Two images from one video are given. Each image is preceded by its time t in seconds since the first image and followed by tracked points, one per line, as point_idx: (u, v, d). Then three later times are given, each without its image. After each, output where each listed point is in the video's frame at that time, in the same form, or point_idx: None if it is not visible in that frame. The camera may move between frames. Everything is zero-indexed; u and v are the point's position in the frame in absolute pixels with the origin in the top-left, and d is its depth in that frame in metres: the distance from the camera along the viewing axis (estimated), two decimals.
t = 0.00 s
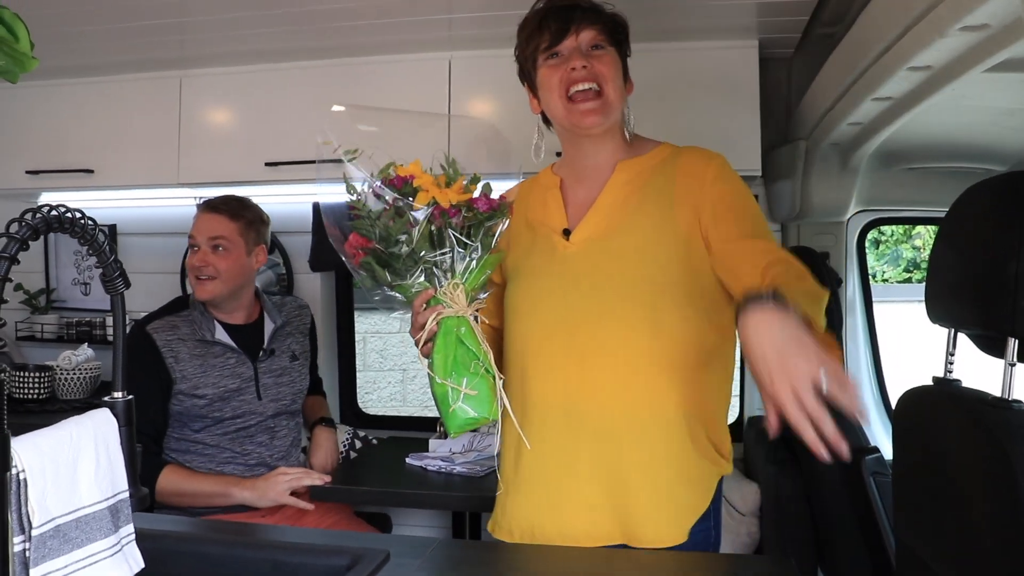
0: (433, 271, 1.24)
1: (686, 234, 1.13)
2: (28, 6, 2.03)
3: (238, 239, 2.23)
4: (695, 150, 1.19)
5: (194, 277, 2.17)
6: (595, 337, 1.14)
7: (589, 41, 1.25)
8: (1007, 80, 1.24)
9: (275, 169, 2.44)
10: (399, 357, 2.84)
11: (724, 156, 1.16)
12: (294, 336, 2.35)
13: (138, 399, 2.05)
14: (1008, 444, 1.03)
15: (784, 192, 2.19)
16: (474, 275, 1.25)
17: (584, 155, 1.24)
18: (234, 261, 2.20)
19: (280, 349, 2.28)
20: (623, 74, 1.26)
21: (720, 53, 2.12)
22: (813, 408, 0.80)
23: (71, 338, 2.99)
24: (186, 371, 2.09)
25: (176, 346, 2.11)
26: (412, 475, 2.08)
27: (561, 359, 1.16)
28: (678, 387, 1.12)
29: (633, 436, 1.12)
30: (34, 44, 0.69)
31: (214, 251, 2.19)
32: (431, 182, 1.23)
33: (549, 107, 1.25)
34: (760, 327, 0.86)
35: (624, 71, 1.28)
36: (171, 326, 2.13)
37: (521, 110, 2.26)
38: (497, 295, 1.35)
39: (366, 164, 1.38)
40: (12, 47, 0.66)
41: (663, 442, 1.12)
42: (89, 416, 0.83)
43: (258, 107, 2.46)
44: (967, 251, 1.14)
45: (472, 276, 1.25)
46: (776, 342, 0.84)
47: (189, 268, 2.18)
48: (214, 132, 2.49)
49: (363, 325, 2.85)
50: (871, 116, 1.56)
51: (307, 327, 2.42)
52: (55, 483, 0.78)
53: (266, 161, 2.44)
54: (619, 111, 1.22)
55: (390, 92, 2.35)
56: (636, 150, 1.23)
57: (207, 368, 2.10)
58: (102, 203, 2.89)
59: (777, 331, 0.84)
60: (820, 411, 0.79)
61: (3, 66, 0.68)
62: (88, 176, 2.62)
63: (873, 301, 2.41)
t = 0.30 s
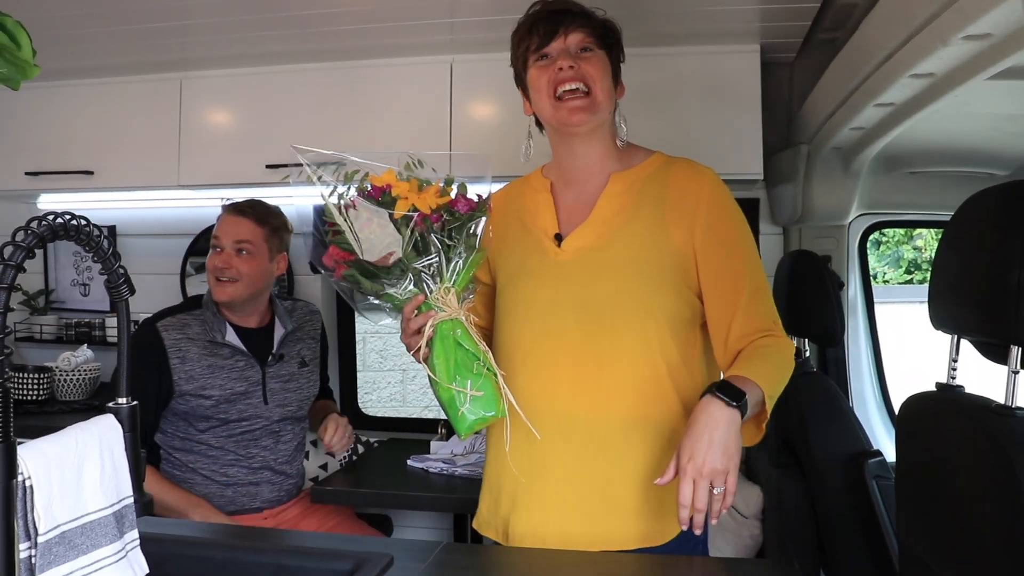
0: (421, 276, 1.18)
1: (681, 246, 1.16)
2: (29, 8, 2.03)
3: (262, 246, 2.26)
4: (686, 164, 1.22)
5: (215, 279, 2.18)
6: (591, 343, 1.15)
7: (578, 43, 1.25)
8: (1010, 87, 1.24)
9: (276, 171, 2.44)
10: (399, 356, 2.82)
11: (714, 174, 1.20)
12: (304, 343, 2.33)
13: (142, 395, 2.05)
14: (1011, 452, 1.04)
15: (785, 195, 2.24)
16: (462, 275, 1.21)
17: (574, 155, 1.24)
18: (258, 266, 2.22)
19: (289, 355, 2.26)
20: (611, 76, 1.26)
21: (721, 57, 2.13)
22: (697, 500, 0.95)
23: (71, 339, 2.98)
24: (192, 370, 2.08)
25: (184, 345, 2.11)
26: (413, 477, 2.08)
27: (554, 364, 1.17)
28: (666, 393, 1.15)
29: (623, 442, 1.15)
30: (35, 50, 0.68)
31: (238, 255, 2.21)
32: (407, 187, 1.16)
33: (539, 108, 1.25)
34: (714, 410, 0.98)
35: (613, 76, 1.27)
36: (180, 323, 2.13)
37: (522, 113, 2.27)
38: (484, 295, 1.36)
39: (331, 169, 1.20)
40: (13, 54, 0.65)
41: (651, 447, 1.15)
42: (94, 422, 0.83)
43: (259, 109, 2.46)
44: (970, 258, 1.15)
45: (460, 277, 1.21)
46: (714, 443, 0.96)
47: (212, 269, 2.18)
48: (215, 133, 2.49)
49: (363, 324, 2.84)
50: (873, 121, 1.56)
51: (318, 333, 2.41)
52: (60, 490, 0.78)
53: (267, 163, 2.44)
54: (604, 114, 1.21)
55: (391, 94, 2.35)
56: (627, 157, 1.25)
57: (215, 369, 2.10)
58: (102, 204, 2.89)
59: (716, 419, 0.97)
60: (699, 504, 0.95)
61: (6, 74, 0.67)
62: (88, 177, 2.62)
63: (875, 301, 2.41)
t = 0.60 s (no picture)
0: (424, 285, 1.19)
1: (676, 251, 1.17)
2: (34, 14, 2.04)
3: (270, 248, 2.26)
4: (679, 171, 1.23)
5: (225, 281, 2.20)
6: (587, 348, 1.16)
7: (576, 55, 1.26)
8: (1008, 89, 1.24)
9: (279, 176, 2.46)
10: (402, 360, 2.83)
11: (708, 180, 1.21)
12: (317, 354, 2.33)
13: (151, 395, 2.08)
14: (1004, 454, 1.05)
15: (785, 198, 2.25)
16: (463, 282, 1.21)
17: (570, 164, 1.25)
18: (266, 269, 2.22)
19: (300, 363, 2.26)
20: (608, 88, 1.27)
21: (722, 60, 2.14)
22: (716, 492, 0.94)
23: (76, 344, 3.00)
24: (201, 372, 2.11)
25: (195, 345, 2.13)
26: (416, 480, 2.09)
27: (551, 369, 1.18)
28: (663, 397, 1.16)
29: (620, 445, 1.15)
30: (41, 59, 0.69)
31: (245, 256, 2.22)
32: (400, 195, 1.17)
33: (538, 118, 1.26)
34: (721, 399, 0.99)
35: (611, 85, 1.29)
36: (192, 323, 2.17)
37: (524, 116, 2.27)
38: (483, 302, 1.37)
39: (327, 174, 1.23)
40: (21, 62, 0.66)
41: (647, 450, 1.16)
42: (97, 428, 0.84)
43: (262, 114, 2.47)
44: (967, 263, 1.15)
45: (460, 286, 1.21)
46: (727, 434, 0.97)
47: (221, 269, 2.20)
48: (218, 138, 2.50)
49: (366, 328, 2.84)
50: (872, 124, 1.56)
51: (332, 345, 2.40)
52: (64, 494, 0.79)
53: (270, 168, 2.46)
54: (603, 127, 1.23)
55: (393, 99, 2.36)
56: (623, 165, 1.26)
57: (223, 372, 2.12)
58: (107, 208, 2.90)
59: (732, 419, 0.98)
60: (719, 496, 0.94)
61: (15, 81, 0.68)
62: (93, 182, 2.63)
63: (876, 303, 2.42)
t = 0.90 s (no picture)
0: (427, 288, 1.20)
1: (673, 259, 1.18)
2: (38, 20, 2.06)
3: (237, 254, 2.22)
4: (678, 180, 1.24)
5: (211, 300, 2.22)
6: (586, 352, 1.16)
7: (577, 61, 1.27)
8: (1004, 97, 1.25)
9: (282, 181, 2.47)
10: (405, 364, 2.83)
11: (705, 189, 1.23)
12: (320, 355, 2.31)
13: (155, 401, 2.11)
14: (1001, 459, 1.06)
15: (785, 203, 2.26)
16: (466, 287, 1.23)
17: (569, 170, 1.26)
18: (241, 276, 2.20)
19: (302, 364, 2.25)
20: (609, 95, 1.29)
21: (722, 65, 2.15)
22: (694, 503, 0.96)
23: (79, 348, 3.01)
24: (202, 377, 2.13)
25: (194, 353, 2.16)
26: (417, 485, 2.10)
27: (550, 373, 1.19)
28: (661, 403, 1.16)
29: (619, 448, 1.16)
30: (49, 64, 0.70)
31: (214, 271, 2.21)
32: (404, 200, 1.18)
33: (538, 124, 1.27)
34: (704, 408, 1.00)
35: (611, 92, 1.30)
36: (189, 333, 2.19)
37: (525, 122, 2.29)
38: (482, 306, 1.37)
39: (333, 178, 1.23)
40: (29, 68, 0.67)
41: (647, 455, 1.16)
42: (102, 432, 0.85)
43: (264, 119, 2.48)
44: (964, 269, 1.16)
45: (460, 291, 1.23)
46: (706, 446, 0.98)
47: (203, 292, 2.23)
48: (222, 143, 2.52)
49: (369, 332, 2.84)
50: (871, 129, 1.57)
51: (335, 346, 2.39)
52: (70, 497, 0.80)
53: (273, 173, 2.47)
54: (604, 133, 1.24)
55: (395, 104, 2.38)
56: (621, 173, 1.27)
57: (222, 377, 2.13)
58: (110, 213, 2.92)
59: (713, 431, 0.99)
60: (697, 506, 0.95)
61: (23, 87, 0.70)
62: (96, 187, 2.65)
63: (876, 307, 2.42)
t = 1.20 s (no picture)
0: (437, 301, 1.20)
1: (672, 265, 1.18)
2: (42, 28, 2.07)
3: (215, 274, 2.16)
4: (677, 186, 1.25)
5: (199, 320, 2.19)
6: (586, 358, 1.17)
7: (574, 74, 1.26)
8: (1005, 102, 1.26)
9: (285, 187, 2.48)
10: (407, 371, 2.84)
11: (704, 195, 1.23)
12: (314, 356, 2.31)
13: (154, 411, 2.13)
14: (1001, 462, 1.07)
15: (787, 208, 2.26)
16: (474, 299, 1.23)
17: (568, 178, 1.27)
18: (223, 297, 2.14)
19: (296, 368, 2.24)
20: (607, 105, 1.29)
21: (724, 71, 2.15)
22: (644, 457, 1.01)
23: (82, 354, 3.01)
24: (198, 386, 2.14)
25: (187, 364, 2.17)
26: (420, 490, 2.10)
27: (551, 379, 1.19)
28: (663, 409, 1.17)
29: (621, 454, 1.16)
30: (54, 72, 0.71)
31: (196, 295, 2.15)
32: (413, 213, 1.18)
33: (537, 137, 1.28)
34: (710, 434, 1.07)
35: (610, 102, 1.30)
36: (183, 347, 2.19)
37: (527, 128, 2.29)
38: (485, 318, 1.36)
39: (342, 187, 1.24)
40: (34, 75, 0.69)
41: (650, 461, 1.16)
42: (107, 437, 0.86)
43: (268, 125, 2.49)
44: (965, 273, 1.17)
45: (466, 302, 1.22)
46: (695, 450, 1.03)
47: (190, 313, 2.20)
48: (225, 149, 2.53)
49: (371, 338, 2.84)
50: (873, 135, 1.58)
51: (330, 346, 2.38)
52: (76, 501, 0.80)
53: (276, 179, 2.48)
54: (601, 145, 1.24)
55: (398, 111, 2.39)
56: (621, 180, 1.27)
57: (217, 386, 2.14)
58: (114, 219, 2.93)
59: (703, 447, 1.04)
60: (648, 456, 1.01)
61: (27, 95, 0.71)
62: (100, 194, 2.66)
63: (878, 312, 2.43)
